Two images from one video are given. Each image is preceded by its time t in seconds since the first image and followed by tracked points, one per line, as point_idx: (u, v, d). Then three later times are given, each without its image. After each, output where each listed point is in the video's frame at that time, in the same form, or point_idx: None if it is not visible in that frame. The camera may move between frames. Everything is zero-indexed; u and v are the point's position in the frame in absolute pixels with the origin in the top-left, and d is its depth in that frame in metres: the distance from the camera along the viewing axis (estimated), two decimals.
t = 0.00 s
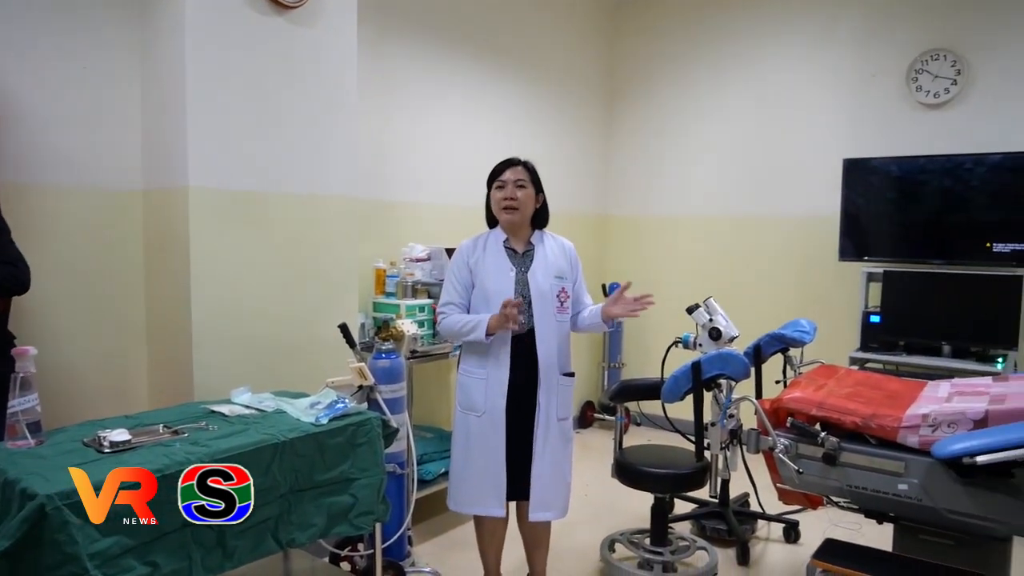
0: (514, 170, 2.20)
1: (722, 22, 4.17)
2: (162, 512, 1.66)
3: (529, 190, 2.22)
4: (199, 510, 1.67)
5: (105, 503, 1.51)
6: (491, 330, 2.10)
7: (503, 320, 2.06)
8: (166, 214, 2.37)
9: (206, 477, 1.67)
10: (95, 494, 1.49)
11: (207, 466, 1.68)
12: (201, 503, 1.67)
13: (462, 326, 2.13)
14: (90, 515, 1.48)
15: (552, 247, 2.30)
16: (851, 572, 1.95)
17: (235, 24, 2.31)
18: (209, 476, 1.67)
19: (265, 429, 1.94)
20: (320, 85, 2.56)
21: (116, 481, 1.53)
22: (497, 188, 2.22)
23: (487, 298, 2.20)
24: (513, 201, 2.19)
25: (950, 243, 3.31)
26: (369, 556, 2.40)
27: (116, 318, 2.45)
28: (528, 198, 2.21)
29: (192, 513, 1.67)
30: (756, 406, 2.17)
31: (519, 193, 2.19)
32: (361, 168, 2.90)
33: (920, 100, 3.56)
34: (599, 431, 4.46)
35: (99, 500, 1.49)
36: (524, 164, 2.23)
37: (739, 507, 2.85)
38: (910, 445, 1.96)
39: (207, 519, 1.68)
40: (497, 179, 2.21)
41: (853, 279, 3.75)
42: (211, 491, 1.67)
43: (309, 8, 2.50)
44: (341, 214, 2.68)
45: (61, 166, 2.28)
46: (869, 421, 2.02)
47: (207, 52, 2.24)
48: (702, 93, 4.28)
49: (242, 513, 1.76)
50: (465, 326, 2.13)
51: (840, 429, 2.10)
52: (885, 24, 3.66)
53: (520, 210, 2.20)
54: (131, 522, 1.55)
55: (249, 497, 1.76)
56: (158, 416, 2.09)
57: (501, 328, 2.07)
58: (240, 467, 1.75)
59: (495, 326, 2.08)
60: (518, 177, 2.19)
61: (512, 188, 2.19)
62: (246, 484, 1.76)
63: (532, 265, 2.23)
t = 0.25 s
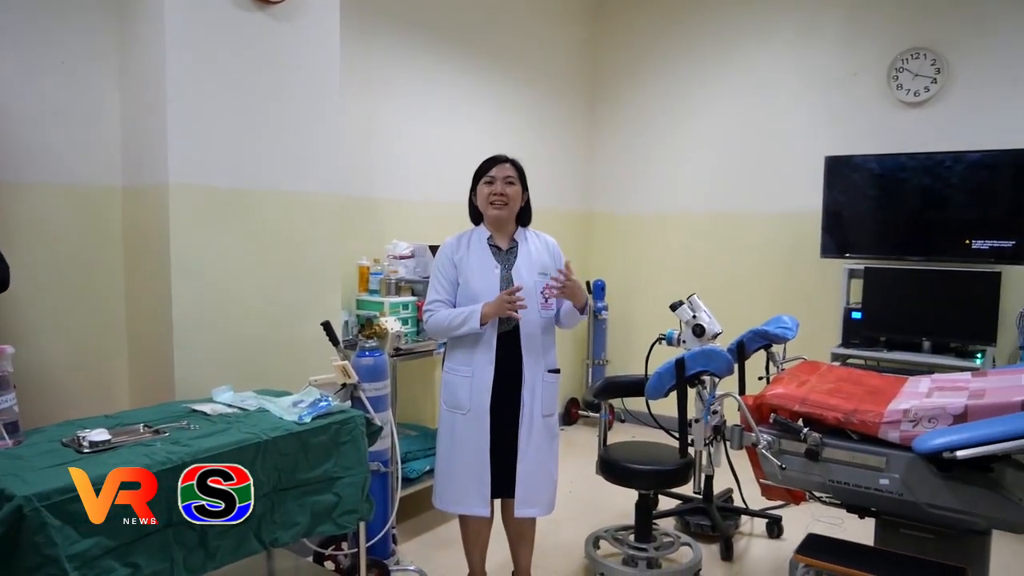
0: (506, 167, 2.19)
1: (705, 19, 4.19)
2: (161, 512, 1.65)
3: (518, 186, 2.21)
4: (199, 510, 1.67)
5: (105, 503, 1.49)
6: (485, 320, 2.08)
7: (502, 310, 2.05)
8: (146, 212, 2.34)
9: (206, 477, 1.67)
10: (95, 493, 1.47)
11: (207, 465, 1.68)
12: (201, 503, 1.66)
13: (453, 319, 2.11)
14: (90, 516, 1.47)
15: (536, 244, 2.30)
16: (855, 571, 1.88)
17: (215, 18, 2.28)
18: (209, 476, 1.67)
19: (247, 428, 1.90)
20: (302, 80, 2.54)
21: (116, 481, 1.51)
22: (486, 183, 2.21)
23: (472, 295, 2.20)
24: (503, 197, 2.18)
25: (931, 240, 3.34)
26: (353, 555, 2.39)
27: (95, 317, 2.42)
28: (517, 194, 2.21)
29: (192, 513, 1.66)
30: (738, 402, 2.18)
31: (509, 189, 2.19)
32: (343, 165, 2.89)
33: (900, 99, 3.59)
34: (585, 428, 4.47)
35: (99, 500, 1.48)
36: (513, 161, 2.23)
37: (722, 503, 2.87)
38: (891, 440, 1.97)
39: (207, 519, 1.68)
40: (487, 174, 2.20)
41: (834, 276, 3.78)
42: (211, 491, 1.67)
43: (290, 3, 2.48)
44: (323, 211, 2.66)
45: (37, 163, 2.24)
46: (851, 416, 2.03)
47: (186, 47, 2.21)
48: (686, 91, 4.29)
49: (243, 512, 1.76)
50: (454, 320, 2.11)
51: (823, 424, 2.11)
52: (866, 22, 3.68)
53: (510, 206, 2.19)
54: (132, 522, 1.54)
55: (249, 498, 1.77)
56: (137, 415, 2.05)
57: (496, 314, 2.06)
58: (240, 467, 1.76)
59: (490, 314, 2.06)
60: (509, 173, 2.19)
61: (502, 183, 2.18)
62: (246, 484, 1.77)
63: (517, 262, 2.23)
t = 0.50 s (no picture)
0: (493, 162, 2.19)
1: (691, 18, 4.20)
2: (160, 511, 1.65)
3: (504, 182, 2.21)
4: (199, 509, 1.67)
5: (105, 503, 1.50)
6: (466, 328, 2.08)
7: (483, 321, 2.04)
8: (128, 209, 2.32)
9: (206, 476, 1.67)
10: (95, 493, 1.48)
11: (206, 465, 1.69)
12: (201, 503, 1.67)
13: (437, 323, 2.10)
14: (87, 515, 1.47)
15: (522, 243, 2.30)
16: (848, 570, 1.87)
17: (197, 14, 2.26)
18: (209, 476, 1.67)
19: (231, 428, 1.87)
20: (286, 77, 2.52)
21: (115, 482, 1.51)
22: (473, 178, 2.20)
23: (458, 295, 2.19)
24: (490, 192, 2.17)
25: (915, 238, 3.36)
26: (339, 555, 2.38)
27: (77, 316, 2.39)
28: (503, 190, 2.21)
29: (192, 513, 1.67)
30: (723, 400, 2.17)
31: (496, 185, 2.18)
32: (328, 163, 2.87)
33: (884, 97, 3.61)
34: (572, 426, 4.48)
35: (98, 501, 1.48)
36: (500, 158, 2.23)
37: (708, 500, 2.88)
38: (875, 437, 1.98)
39: (207, 519, 1.68)
40: (475, 170, 2.19)
41: (819, 274, 3.81)
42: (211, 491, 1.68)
43: None
44: (308, 209, 2.64)
45: (16, 160, 2.21)
46: (835, 414, 2.04)
47: (168, 43, 2.19)
48: (672, 89, 4.30)
49: (243, 512, 1.77)
50: (439, 321, 2.11)
51: (808, 422, 2.12)
52: (851, 22, 3.71)
53: (497, 202, 2.19)
54: (131, 521, 1.55)
55: (249, 498, 1.77)
56: (120, 415, 2.01)
57: (479, 323, 2.05)
58: (240, 467, 1.77)
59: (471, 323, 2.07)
60: (496, 169, 2.19)
61: (489, 179, 2.18)
62: (246, 484, 1.77)
63: (503, 261, 2.22)
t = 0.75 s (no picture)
0: (484, 161, 2.19)
1: (682, 17, 4.20)
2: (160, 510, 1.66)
3: (495, 180, 2.21)
4: (200, 510, 1.68)
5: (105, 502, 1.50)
6: (458, 331, 2.08)
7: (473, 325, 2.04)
8: (117, 208, 2.30)
9: (206, 476, 1.68)
10: (95, 494, 1.48)
11: (207, 466, 1.69)
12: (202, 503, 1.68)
13: (430, 324, 2.11)
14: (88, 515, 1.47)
15: (515, 242, 2.30)
16: (837, 567, 1.88)
17: (186, 12, 2.25)
18: (209, 476, 1.68)
19: (221, 428, 1.85)
20: (276, 76, 2.52)
21: (116, 482, 1.51)
22: (463, 177, 2.20)
23: (451, 294, 2.19)
24: (480, 190, 2.17)
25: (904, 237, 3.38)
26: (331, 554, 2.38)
27: (65, 315, 2.37)
28: (495, 189, 2.21)
29: (192, 513, 1.67)
30: (714, 398, 2.18)
31: (486, 183, 2.18)
32: (318, 162, 2.87)
33: (873, 97, 3.63)
34: (564, 425, 4.48)
35: (99, 501, 1.48)
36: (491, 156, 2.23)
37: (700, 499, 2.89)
38: (866, 436, 1.98)
39: (207, 519, 1.69)
40: (465, 169, 2.19)
41: (809, 273, 3.82)
42: (211, 490, 1.69)
43: None
44: (299, 208, 2.64)
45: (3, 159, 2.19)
46: (826, 411, 2.05)
47: (156, 41, 2.18)
48: (663, 89, 4.31)
49: (243, 513, 1.78)
50: (431, 322, 2.11)
51: (800, 420, 2.13)
52: (841, 21, 3.72)
53: (487, 201, 2.18)
54: (131, 521, 1.55)
55: (249, 498, 1.78)
56: (109, 415, 1.99)
57: (466, 327, 2.05)
58: (240, 467, 1.77)
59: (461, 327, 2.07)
60: (487, 168, 2.19)
61: (479, 178, 2.18)
62: (246, 484, 1.78)
63: (496, 260, 2.22)
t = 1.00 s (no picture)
0: (477, 158, 2.19)
1: (675, 17, 4.21)
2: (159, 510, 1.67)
3: (487, 178, 2.21)
4: (199, 510, 1.68)
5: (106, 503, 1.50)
6: (456, 331, 2.10)
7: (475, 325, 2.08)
8: (108, 208, 2.30)
9: (206, 477, 1.69)
10: (95, 494, 1.48)
11: (207, 466, 1.70)
12: (202, 503, 1.69)
13: (425, 325, 2.11)
14: (88, 515, 1.48)
15: (508, 242, 2.30)
16: (829, 566, 1.89)
17: (178, 11, 2.24)
18: (209, 476, 1.69)
19: (214, 428, 1.84)
20: (269, 76, 2.51)
21: (116, 483, 1.52)
22: (456, 174, 2.20)
23: (445, 294, 2.19)
24: (472, 187, 2.17)
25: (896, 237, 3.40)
26: (323, 554, 2.38)
27: (57, 315, 2.36)
28: (487, 186, 2.21)
29: (192, 513, 1.68)
30: (707, 397, 2.18)
31: (479, 180, 2.18)
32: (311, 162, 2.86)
33: (865, 96, 3.64)
34: (558, 424, 4.49)
35: (99, 502, 1.49)
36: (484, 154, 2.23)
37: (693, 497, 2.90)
38: (858, 434, 1.99)
39: (207, 519, 1.70)
40: (458, 166, 2.19)
41: (802, 272, 3.83)
42: (212, 489, 1.70)
43: None
44: (292, 208, 2.64)
45: None
46: (817, 410, 2.05)
47: (148, 40, 2.17)
48: (656, 89, 4.31)
49: (243, 512, 1.79)
50: (427, 323, 2.11)
51: (793, 419, 2.14)
52: (833, 21, 3.73)
53: (480, 198, 2.18)
54: (131, 521, 1.56)
55: (249, 498, 1.80)
56: (101, 415, 1.98)
57: (469, 327, 2.08)
58: (240, 467, 1.79)
59: (460, 327, 2.09)
60: (480, 165, 2.19)
61: (472, 175, 2.18)
62: (246, 484, 1.80)
63: (490, 260, 2.22)
